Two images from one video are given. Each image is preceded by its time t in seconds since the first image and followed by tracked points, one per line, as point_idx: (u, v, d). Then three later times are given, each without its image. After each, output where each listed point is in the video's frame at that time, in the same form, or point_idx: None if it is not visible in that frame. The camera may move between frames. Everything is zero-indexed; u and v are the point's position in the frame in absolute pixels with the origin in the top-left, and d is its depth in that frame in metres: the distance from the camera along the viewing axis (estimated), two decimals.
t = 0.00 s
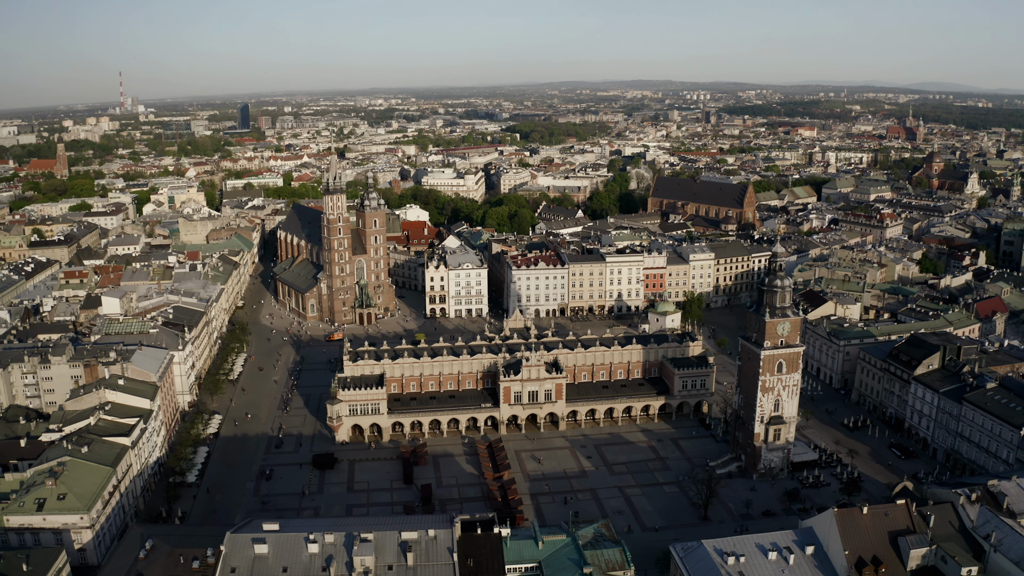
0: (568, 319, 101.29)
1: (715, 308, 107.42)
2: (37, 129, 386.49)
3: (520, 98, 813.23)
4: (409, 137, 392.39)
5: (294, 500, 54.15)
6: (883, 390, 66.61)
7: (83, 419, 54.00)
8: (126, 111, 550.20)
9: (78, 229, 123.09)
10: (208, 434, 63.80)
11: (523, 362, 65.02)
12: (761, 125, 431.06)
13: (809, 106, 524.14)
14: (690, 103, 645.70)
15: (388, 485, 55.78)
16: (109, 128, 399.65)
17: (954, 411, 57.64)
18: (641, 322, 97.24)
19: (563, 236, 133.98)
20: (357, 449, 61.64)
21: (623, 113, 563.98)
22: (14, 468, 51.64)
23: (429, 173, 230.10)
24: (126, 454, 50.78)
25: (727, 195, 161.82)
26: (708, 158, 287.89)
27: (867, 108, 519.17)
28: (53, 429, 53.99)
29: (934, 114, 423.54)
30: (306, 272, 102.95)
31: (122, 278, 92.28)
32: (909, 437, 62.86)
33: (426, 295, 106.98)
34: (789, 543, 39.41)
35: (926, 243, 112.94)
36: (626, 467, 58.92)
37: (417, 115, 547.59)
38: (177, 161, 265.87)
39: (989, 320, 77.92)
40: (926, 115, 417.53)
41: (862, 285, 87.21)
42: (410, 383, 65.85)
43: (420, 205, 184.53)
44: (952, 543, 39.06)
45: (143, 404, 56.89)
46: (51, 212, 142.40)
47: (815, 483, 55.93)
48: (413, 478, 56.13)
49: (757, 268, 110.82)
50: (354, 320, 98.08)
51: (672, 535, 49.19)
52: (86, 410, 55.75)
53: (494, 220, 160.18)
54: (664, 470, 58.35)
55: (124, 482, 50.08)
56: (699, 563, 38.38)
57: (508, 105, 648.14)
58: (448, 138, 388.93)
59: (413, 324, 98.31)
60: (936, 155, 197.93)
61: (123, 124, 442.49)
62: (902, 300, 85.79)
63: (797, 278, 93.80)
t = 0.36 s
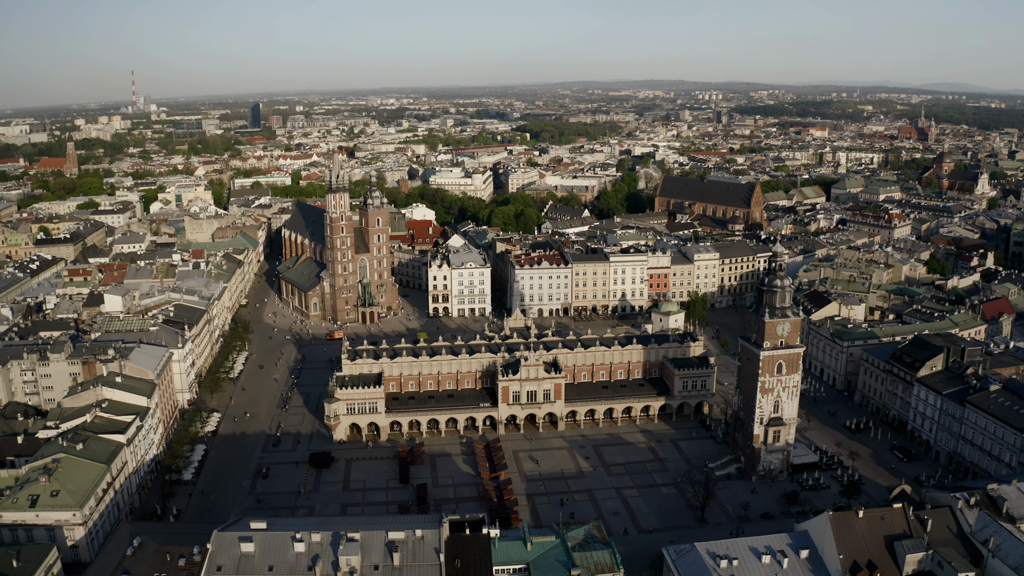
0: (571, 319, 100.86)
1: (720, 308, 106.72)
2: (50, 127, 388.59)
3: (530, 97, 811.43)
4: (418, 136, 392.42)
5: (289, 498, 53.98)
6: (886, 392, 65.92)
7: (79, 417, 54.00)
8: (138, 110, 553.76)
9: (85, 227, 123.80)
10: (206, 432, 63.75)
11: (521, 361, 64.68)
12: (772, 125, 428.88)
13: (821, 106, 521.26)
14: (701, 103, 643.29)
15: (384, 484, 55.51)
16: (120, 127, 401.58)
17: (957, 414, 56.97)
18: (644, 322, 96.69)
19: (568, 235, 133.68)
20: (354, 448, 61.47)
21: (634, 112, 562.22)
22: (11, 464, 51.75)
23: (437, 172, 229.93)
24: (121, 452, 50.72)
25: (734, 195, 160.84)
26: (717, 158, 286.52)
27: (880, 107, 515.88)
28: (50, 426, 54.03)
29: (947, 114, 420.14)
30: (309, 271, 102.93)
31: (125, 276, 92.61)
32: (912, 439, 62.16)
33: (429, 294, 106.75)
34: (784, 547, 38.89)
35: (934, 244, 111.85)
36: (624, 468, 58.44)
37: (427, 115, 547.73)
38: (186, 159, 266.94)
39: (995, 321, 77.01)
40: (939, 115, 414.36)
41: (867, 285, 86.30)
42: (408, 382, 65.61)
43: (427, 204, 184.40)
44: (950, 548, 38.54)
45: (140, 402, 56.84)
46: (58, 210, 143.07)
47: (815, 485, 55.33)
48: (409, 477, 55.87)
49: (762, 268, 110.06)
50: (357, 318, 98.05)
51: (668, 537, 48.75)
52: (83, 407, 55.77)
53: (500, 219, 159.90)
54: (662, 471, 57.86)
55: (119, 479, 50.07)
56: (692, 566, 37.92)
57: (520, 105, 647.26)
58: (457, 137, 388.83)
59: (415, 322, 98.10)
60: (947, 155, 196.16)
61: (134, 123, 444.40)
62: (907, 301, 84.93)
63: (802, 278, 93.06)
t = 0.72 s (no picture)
0: (574, 319, 100.39)
1: (724, 309, 106.04)
2: (63, 126, 390.96)
3: (542, 97, 811.84)
4: (428, 136, 392.59)
5: (285, 497, 53.87)
6: (889, 393, 65.26)
7: (76, 414, 54.02)
8: (150, 109, 557.23)
9: (91, 225, 124.33)
10: (204, 430, 63.75)
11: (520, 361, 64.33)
12: (783, 125, 426.76)
13: (833, 107, 518.05)
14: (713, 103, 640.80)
15: (380, 484, 55.31)
16: (132, 126, 403.69)
17: (959, 416, 56.30)
18: (648, 322, 96.15)
19: (574, 234, 133.08)
20: (351, 447, 61.29)
21: (645, 112, 559.92)
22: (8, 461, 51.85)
23: (445, 172, 229.73)
24: (117, 449, 50.72)
25: (742, 195, 159.86)
26: (727, 158, 285.10)
27: (892, 108, 512.44)
28: (47, 422, 54.09)
29: (959, 115, 416.71)
30: (313, 269, 102.93)
31: (129, 274, 92.87)
32: (915, 442, 61.47)
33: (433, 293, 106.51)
34: (778, 551, 38.40)
35: (942, 244, 110.68)
36: (622, 469, 58.00)
37: (437, 114, 547.88)
38: (196, 158, 267.81)
39: (1002, 323, 76.04)
40: (952, 116, 410.91)
41: (873, 286, 85.40)
42: (407, 381, 65.37)
43: (434, 203, 184.31)
44: (947, 553, 38.01)
45: (137, 399, 56.75)
46: (66, 208, 143.94)
47: (814, 488, 54.73)
48: (405, 477, 55.60)
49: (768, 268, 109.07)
50: (360, 317, 98.01)
51: (663, 539, 48.31)
52: (81, 404, 55.87)
53: (506, 219, 159.56)
54: (660, 473, 57.38)
55: (114, 476, 50.11)
56: (683, 569, 37.47)
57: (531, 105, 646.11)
58: (467, 136, 388.93)
59: (418, 322, 97.91)
60: (958, 156, 194.32)
61: (146, 122, 446.25)
62: (913, 302, 84.07)
63: (807, 279, 92.30)
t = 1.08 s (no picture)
0: (577, 318, 99.97)
1: (729, 309, 105.34)
2: (76, 125, 393.48)
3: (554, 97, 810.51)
4: (438, 135, 392.55)
5: (280, 495, 53.75)
6: (892, 396, 64.56)
7: (72, 411, 54.09)
8: (163, 108, 560.16)
9: (97, 224, 124.88)
10: (202, 428, 63.75)
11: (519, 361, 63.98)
12: (794, 125, 424.36)
13: (846, 107, 514.74)
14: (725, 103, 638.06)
15: (376, 483, 55.13)
16: (143, 125, 406.03)
17: (962, 419, 55.62)
18: (651, 322, 95.62)
19: (580, 234, 132.66)
20: (349, 446, 61.13)
21: (657, 111, 558.02)
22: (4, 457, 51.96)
23: (453, 171, 229.49)
24: (112, 446, 50.76)
25: (749, 195, 158.84)
26: (736, 158, 283.59)
27: (905, 108, 508.74)
28: (44, 419, 54.21)
29: (972, 115, 413.07)
30: (316, 268, 102.93)
31: (132, 272, 93.19)
32: (917, 445, 60.80)
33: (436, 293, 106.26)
34: (771, 554, 37.92)
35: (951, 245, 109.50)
36: (619, 470, 57.55)
37: (448, 114, 547.93)
38: (205, 157, 268.68)
39: (1008, 324, 75.11)
40: (965, 116, 407.25)
41: (878, 287, 84.47)
42: (405, 379, 65.14)
43: (441, 202, 184.19)
44: (944, 558, 37.47)
45: (134, 396, 56.78)
46: (74, 206, 144.75)
47: (814, 490, 54.17)
48: (401, 476, 55.38)
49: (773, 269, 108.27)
50: (363, 316, 97.93)
51: (658, 541, 47.88)
52: (78, 401, 55.99)
53: (512, 218, 159.13)
54: (658, 474, 56.89)
55: (108, 473, 50.16)
56: (674, 572, 37.04)
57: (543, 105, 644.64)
58: (477, 136, 388.79)
59: (420, 321, 97.70)
60: (969, 156, 192.37)
61: (157, 121, 448.40)
62: (919, 303, 83.21)
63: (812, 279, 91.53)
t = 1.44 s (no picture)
0: (581, 318, 99.49)
1: (733, 309, 104.61)
2: (88, 124, 395.98)
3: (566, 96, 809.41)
4: (448, 134, 392.54)
5: (275, 494, 53.64)
6: (894, 397, 63.89)
7: (69, 408, 54.16)
8: (175, 107, 563.89)
9: (104, 222, 125.48)
10: (200, 426, 63.74)
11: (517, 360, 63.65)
12: (806, 126, 422.01)
13: (859, 107, 512.11)
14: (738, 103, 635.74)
15: (371, 482, 54.94)
16: (154, 124, 408.11)
17: (964, 421, 54.94)
18: (654, 322, 95.10)
19: (586, 233, 132.22)
20: (346, 444, 60.97)
21: (668, 111, 555.66)
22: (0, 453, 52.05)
23: (461, 170, 229.28)
24: (107, 443, 50.77)
25: (756, 195, 157.89)
26: (746, 158, 282.11)
27: (917, 108, 504.71)
28: (41, 416, 54.25)
29: (986, 116, 409.37)
30: (319, 266, 102.92)
31: (136, 269, 93.45)
32: (920, 447, 60.12)
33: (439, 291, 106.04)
34: (764, 557, 37.40)
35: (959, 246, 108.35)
36: (617, 471, 57.08)
37: (459, 113, 547.86)
38: (215, 156, 269.84)
39: (1015, 326, 74.15)
40: (978, 117, 403.70)
41: (884, 287, 83.62)
42: (403, 378, 64.94)
43: (448, 201, 184.07)
44: (940, 563, 36.91)
45: (131, 394, 56.82)
46: (82, 204, 145.53)
47: (813, 493, 53.59)
48: (397, 476, 55.13)
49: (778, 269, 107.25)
50: (365, 315, 97.87)
51: (653, 543, 47.42)
52: (75, 398, 56.08)
53: (518, 217, 158.71)
54: (656, 475, 56.41)
55: (103, 470, 50.19)
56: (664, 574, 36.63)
57: (554, 104, 643.15)
58: (486, 136, 388.60)
59: (422, 320, 97.50)
60: (980, 157, 190.64)
61: (169, 120, 450.56)
62: (924, 304, 82.39)
63: (817, 279, 90.74)
